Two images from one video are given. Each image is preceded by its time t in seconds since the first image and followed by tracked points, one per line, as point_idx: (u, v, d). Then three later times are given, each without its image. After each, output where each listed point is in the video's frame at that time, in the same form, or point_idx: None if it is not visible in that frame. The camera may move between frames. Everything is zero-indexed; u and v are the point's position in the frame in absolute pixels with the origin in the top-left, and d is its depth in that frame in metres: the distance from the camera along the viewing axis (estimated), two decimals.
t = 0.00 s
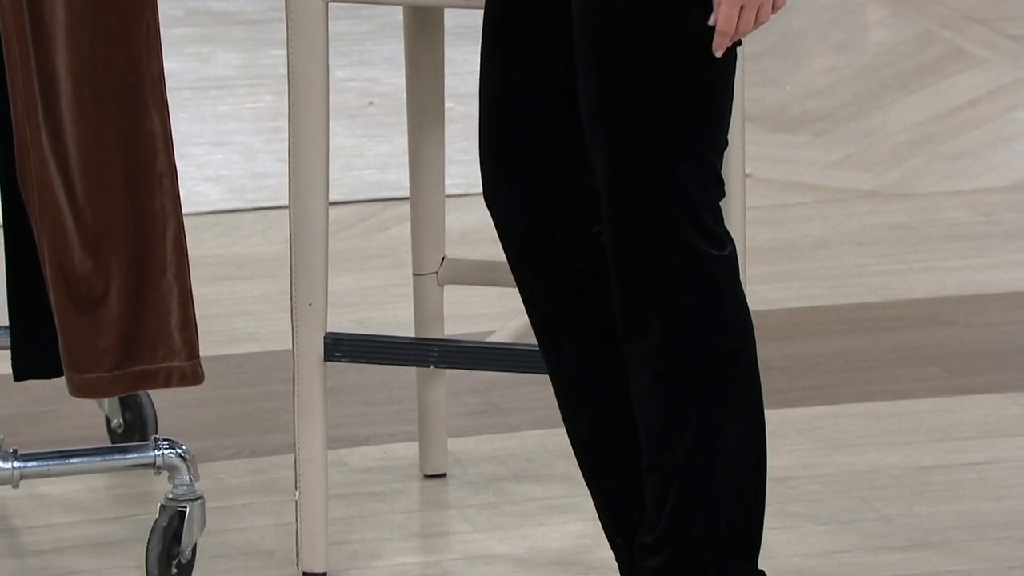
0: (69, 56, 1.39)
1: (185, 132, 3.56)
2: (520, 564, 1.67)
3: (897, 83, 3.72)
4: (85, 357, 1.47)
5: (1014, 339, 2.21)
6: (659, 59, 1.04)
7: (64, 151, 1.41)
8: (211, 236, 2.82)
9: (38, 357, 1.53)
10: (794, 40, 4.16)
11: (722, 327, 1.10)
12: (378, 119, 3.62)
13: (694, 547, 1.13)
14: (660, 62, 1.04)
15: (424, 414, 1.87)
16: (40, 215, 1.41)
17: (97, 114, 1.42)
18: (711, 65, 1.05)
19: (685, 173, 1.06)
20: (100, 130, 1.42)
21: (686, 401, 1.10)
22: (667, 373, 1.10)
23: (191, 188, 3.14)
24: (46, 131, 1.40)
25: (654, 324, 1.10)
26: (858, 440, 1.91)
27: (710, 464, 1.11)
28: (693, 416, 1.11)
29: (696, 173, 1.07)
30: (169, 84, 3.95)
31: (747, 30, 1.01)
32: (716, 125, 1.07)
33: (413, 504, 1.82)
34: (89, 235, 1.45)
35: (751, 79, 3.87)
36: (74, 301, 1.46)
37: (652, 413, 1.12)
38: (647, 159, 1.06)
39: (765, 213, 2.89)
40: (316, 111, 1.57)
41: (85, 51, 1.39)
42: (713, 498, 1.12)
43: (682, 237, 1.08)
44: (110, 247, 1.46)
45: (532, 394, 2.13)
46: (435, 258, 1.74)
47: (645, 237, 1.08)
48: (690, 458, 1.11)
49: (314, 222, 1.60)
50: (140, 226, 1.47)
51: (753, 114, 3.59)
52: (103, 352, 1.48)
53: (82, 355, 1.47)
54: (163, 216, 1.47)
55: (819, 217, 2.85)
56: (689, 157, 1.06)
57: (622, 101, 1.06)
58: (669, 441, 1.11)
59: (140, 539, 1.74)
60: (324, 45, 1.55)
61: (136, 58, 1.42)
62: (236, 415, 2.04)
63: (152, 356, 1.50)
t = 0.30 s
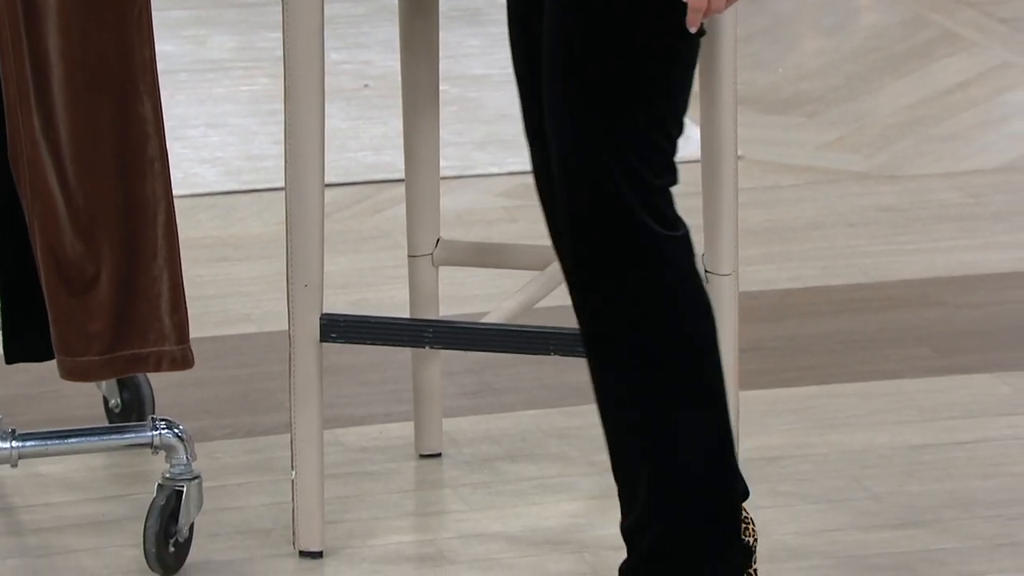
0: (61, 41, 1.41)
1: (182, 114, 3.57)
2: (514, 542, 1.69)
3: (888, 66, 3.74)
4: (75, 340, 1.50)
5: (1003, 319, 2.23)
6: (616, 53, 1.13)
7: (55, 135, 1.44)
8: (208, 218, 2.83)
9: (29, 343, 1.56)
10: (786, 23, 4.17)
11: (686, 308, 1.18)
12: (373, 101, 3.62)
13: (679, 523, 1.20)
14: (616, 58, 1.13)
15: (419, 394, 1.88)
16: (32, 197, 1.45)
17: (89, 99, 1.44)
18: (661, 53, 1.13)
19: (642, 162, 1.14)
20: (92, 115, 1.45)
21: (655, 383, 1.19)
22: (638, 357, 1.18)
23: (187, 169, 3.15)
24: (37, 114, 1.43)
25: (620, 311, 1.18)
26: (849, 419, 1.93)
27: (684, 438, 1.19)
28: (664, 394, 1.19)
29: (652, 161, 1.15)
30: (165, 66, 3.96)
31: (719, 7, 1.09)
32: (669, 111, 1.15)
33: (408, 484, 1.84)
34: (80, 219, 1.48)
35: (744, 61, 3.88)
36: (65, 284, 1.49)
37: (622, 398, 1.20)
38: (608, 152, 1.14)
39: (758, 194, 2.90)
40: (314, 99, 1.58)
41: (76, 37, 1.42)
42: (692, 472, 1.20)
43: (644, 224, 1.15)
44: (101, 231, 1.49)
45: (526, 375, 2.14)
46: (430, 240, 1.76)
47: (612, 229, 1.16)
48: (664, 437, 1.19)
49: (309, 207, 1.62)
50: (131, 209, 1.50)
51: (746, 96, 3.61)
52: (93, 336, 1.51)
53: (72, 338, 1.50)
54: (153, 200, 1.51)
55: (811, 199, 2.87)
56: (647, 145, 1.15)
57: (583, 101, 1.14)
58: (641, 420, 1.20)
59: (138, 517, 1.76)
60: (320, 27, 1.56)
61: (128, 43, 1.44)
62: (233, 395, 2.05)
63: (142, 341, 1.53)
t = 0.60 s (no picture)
0: (55, 25, 1.43)
1: (177, 97, 3.59)
2: (505, 518, 1.72)
3: (874, 48, 3.76)
4: (68, 320, 1.53)
5: (986, 298, 2.26)
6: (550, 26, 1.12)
7: (49, 118, 1.46)
8: (203, 199, 2.86)
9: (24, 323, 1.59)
10: (774, 6, 4.19)
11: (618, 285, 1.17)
12: (366, 84, 3.65)
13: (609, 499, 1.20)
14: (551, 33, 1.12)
15: (412, 373, 1.91)
16: (26, 180, 1.47)
17: (83, 83, 1.46)
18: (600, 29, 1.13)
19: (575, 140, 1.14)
20: (85, 99, 1.47)
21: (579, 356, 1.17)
22: (568, 333, 1.17)
23: (182, 151, 3.17)
24: (31, 97, 1.45)
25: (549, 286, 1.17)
26: (835, 397, 1.96)
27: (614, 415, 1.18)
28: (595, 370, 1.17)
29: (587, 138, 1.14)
30: (161, 48, 3.97)
31: None
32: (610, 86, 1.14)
33: (401, 461, 1.87)
34: (73, 201, 1.50)
35: (733, 44, 3.90)
36: (59, 266, 1.52)
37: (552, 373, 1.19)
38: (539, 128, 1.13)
39: (746, 176, 2.93)
40: (306, 79, 1.61)
41: (70, 21, 1.44)
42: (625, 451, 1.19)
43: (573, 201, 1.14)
44: (94, 213, 1.51)
45: (516, 353, 2.17)
46: (422, 220, 1.78)
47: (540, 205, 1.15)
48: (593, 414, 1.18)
49: (303, 187, 1.64)
50: (124, 192, 1.52)
51: (735, 78, 3.63)
52: (85, 317, 1.53)
53: (65, 319, 1.53)
54: (146, 183, 1.52)
55: (797, 180, 2.90)
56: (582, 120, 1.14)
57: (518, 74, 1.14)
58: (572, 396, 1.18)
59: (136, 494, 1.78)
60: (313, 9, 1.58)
61: (122, 27, 1.46)
62: (228, 374, 2.08)
63: (135, 322, 1.55)
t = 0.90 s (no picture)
0: (49, 8, 1.45)
1: (170, 80, 3.61)
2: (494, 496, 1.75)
3: (858, 31, 3.79)
4: (64, 300, 1.55)
5: (967, 278, 2.29)
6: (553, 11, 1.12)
7: (44, 99, 1.48)
8: (195, 180, 2.88)
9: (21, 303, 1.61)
10: None
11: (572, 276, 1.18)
12: (357, 67, 3.66)
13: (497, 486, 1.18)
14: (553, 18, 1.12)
15: (403, 354, 1.93)
16: (21, 160, 1.49)
17: (77, 64, 1.48)
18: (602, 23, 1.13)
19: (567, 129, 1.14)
20: (79, 80, 1.49)
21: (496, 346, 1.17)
22: (504, 317, 1.17)
23: (175, 133, 3.18)
24: (26, 79, 1.47)
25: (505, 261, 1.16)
26: (820, 376, 2.00)
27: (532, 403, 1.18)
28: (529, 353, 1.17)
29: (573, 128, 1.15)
30: (153, 32, 3.99)
31: None
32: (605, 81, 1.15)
33: (392, 439, 1.89)
34: (69, 181, 1.52)
35: (719, 27, 3.92)
36: (54, 246, 1.53)
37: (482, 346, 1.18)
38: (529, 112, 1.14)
39: (733, 158, 2.95)
40: (297, 64, 1.62)
41: (65, 3, 1.45)
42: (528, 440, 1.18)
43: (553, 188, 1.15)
44: (90, 193, 1.53)
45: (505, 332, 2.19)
46: (412, 202, 1.80)
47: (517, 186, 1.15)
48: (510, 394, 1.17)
49: (293, 170, 1.66)
50: (120, 172, 1.54)
51: (722, 61, 3.65)
52: (81, 296, 1.55)
53: (61, 298, 1.55)
54: (141, 163, 1.54)
55: (782, 161, 2.92)
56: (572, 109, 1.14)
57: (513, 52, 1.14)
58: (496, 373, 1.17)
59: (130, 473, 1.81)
60: None
61: (116, 8, 1.48)
62: (220, 353, 2.10)
63: (131, 300, 1.57)
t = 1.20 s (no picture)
0: None
1: (161, 66, 3.62)
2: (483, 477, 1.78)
3: (842, 18, 3.81)
4: (63, 281, 1.57)
5: (950, 261, 2.32)
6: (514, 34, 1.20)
7: (41, 83, 1.50)
8: (186, 166, 2.89)
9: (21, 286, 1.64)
10: None
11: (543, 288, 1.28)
12: (346, 54, 3.68)
13: (470, 494, 1.33)
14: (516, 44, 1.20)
15: (391, 336, 1.95)
16: (20, 144, 1.51)
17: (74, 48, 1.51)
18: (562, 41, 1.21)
19: (535, 144, 1.23)
20: (75, 64, 1.52)
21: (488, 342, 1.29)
22: (491, 315, 1.28)
23: (166, 119, 3.20)
24: (24, 64, 1.49)
25: (479, 279, 1.27)
26: (804, 359, 2.03)
27: (505, 416, 1.31)
28: (502, 368, 1.29)
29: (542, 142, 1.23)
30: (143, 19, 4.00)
31: None
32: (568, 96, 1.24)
33: (382, 421, 1.92)
34: (68, 164, 1.54)
35: (705, 13, 3.94)
36: (53, 229, 1.55)
37: (461, 361, 1.30)
38: (498, 129, 1.23)
39: (719, 144, 2.98)
40: (287, 54, 1.64)
41: None
42: (498, 452, 1.32)
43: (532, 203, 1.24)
44: (88, 176, 1.55)
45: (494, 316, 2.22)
46: (401, 186, 1.82)
47: (491, 205, 1.25)
48: (485, 410, 1.30)
49: (285, 157, 1.68)
50: (117, 155, 1.56)
51: (708, 48, 3.67)
52: (80, 278, 1.57)
53: (60, 280, 1.57)
54: (137, 145, 1.56)
55: (767, 147, 2.94)
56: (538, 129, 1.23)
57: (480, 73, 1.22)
58: (473, 386, 1.30)
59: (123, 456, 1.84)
60: None
61: None
62: (210, 336, 2.12)
63: (129, 282, 1.59)
